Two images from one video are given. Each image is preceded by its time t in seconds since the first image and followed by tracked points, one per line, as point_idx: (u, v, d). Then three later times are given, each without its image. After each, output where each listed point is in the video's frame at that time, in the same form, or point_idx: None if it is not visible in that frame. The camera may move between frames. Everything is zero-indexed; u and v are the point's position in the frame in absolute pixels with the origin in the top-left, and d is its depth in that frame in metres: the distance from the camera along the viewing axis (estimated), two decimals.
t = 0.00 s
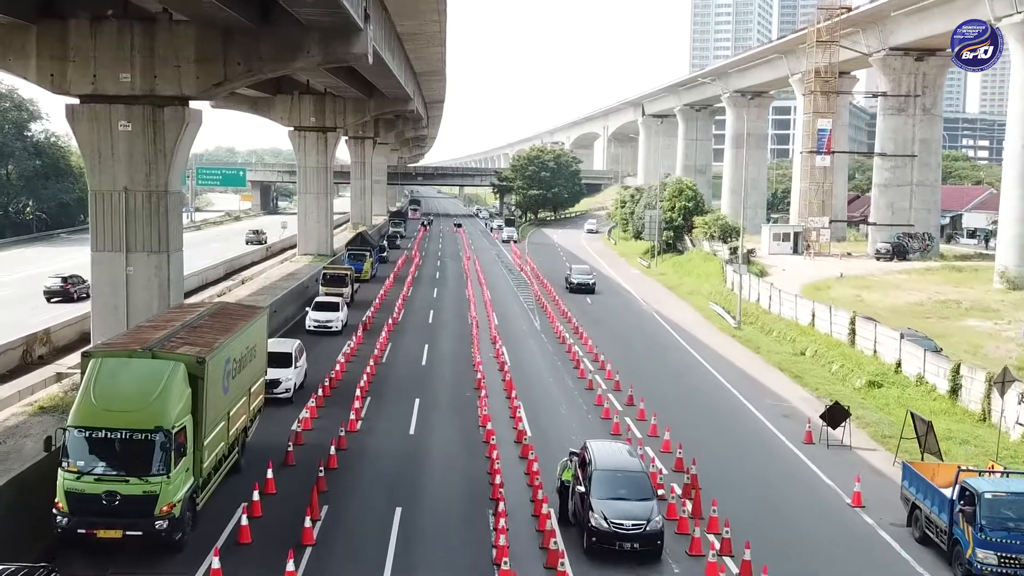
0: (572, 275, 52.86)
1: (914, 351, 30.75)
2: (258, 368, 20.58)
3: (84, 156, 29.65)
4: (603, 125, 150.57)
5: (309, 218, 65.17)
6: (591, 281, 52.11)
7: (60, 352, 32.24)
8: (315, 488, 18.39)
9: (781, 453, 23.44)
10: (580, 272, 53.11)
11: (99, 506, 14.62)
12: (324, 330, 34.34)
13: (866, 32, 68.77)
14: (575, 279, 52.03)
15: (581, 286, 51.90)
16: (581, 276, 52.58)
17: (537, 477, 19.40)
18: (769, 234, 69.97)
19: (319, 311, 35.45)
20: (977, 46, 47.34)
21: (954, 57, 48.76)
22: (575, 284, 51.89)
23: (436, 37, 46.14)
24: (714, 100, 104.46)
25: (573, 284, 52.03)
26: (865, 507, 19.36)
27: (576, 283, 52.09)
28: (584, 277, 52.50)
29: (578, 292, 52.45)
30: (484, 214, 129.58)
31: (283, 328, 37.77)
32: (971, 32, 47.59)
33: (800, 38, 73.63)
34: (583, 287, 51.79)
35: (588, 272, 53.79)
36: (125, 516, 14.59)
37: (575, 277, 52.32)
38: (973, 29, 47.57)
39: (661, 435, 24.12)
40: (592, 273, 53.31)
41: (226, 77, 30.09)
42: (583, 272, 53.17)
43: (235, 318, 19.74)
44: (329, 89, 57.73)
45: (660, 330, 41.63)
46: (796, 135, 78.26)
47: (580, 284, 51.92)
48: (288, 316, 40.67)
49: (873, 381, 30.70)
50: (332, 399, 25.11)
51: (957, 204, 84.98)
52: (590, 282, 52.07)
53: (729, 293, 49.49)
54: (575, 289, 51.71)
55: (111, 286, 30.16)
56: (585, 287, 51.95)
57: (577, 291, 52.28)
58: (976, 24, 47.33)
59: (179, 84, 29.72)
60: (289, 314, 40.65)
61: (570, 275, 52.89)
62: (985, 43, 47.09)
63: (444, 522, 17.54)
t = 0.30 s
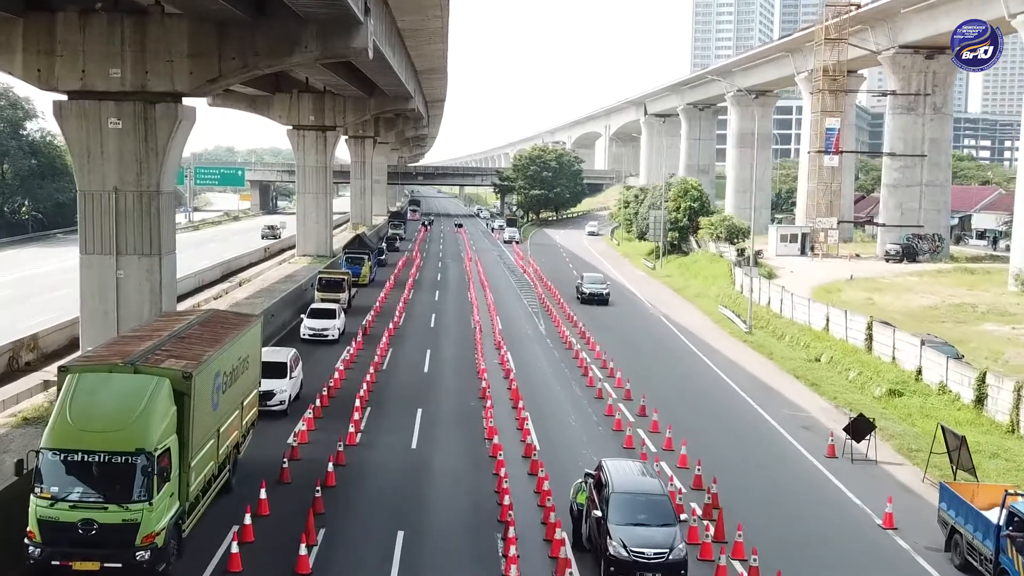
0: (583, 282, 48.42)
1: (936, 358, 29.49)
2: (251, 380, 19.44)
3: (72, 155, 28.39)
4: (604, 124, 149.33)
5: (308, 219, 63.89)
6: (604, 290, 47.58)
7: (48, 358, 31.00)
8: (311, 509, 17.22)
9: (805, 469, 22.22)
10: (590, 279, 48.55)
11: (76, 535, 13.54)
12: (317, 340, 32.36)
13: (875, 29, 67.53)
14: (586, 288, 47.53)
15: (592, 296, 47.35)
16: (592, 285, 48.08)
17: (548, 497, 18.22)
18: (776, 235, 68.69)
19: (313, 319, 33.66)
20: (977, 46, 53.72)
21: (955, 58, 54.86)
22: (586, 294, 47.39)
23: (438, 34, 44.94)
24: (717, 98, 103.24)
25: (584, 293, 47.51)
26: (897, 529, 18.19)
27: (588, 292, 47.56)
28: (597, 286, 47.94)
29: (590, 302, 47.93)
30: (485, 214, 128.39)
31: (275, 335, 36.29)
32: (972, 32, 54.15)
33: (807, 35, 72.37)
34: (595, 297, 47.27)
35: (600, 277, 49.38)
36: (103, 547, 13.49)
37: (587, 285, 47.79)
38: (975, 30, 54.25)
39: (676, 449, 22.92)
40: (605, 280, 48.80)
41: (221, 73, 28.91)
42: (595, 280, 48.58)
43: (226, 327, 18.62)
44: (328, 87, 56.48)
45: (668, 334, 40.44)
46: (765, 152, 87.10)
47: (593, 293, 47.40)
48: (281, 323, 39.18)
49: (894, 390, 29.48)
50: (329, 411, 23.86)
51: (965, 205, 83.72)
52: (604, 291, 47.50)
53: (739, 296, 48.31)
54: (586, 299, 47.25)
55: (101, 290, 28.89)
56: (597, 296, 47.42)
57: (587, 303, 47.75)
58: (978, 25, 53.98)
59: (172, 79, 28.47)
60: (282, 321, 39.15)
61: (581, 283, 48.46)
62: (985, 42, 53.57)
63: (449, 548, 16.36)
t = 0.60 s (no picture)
0: (599, 295, 43.85)
1: (961, 365, 28.18)
2: (246, 393, 18.23)
3: (60, 154, 27.14)
4: (606, 124, 148.00)
5: (308, 219, 62.64)
6: (623, 303, 43.02)
7: (37, 364, 29.77)
8: (311, 533, 16.03)
9: (834, 485, 20.94)
10: (607, 292, 43.99)
11: (50, 569, 12.28)
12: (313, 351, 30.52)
13: (885, 26, 66.30)
14: (602, 302, 42.94)
15: (610, 310, 42.82)
16: (608, 298, 43.51)
17: (564, 518, 17.00)
18: (785, 236, 67.56)
19: (309, 328, 31.80)
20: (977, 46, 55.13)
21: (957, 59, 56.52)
22: (603, 308, 42.84)
23: (441, 29, 43.69)
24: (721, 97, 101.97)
25: (600, 308, 42.94)
26: (937, 554, 17.00)
27: (604, 306, 43.01)
28: (613, 299, 43.41)
29: (607, 317, 43.37)
30: (486, 214, 127.12)
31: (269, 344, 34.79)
32: (972, 32, 55.50)
33: (816, 33, 71.08)
34: (613, 311, 42.69)
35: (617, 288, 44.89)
36: None
37: (603, 299, 43.19)
38: (975, 29, 55.60)
39: (696, 463, 21.66)
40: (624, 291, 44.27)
41: (216, 67, 27.70)
42: (612, 291, 43.99)
43: (218, 337, 17.43)
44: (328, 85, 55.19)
45: (679, 339, 39.27)
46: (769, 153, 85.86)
47: (610, 307, 42.85)
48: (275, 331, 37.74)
49: (919, 398, 28.19)
50: (328, 426, 22.55)
51: (976, 205, 82.46)
52: (622, 305, 42.97)
53: (749, 298, 47.14)
54: (602, 314, 42.74)
55: (92, 294, 27.67)
56: (614, 310, 42.86)
57: (604, 318, 43.24)
58: (977, 24, 55.23)
59: (164, 74, 27.19)
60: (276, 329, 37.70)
61: (597, 295, 43.91)
62: (986, 43, 54.98)
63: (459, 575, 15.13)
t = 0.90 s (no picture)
0: (616, 308, 39.54)
1: (985, 371, 27.16)
2: (241, 405, 17.21)
3: (50, 152, 26.08)
4: (608, 123, 146.75)
5: (308, 219, 61.65)
6: (643, 318, 38.71)
7: (26, 370, 28.74)
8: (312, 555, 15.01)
9: (862, 501, 19.86)
10: (626, 304, 39.63)
11: None
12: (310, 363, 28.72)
13: (894, 23, 65.27)
14: (620, 317, 38.58)
15: (628, 326, 38.46)
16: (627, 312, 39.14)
17: (580, 539, 15.98)
18: (792, 236, 66.66)
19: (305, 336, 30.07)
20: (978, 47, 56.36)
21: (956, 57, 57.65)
22: (621, 323, 38.46)
23: (443, 25, 42.59)
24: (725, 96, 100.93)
25: (619, 323, 38.56)
26: None
27: (623, 320, 38.66)
28: (633, 313, 39.05)
29: (626, 334, 38.98)
30: (488, 214, 126.11)
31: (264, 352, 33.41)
32: (972, 32, 56.62)
33: (823, 30, 69.99)
34: (632, 327, 38.38)
35: (637, 301, 40.72)
36: None
37: (622, 313, 38.86)
38: (975, 29, 56.71)
39: (715, 476, 20.60)
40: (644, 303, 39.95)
41: (212, 62, 26.67)
42: (631, 304, 39.66)
43: (212, 346, 16.42)
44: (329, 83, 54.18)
45: (689, 343, 38.27)
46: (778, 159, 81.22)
47: (629, 322, 38.47)
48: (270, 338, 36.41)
49: (942, 405, 27.18)
50: (327, 438, 21.45)
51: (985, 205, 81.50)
52: (642, 320, 38.64)
53: (759, 300, 46.14)
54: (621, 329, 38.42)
55: (83, 297, 26.57)
56: (634, 325, 38.52)
57: (623, 334, 38.85)
58: (977, 24, 56.30)
59: (158, 70, 26.16)
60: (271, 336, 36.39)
61: (614, 309, 39.56)
62: (986, 43, 56.27)
63: None
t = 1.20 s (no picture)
0: (640, 324, 35.18)
1: (1010, 377, 26.06)
2: (235, 417, 16.22)
3: (40, 149, 25.11)
4: (610, 122, 145.54)
5: (308, 219, 60.68)
6: (670, 335, 34.33)
7: (17, 375, 27.77)
8: None
9: (891, 515, 18.85)
10: (649, 320, 35.28)
11: None
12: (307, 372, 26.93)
13: (903, 20, 64.21)
14: (645, 334, 34.26)
15: (654, 344, 34.13)
16: (652, 328, 34.82)
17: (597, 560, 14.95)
18: (799, 237, 65.77)
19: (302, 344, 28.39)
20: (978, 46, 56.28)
21: (956, 58, 57.30)
22: (645, 341, 34.14)
23: (446, 21, 41.50)
24: (729, 95, 99.82)
25: (643, 342, 34.21)
26: None
27: (647, 339, 34.25)
28: (658, 330, 34.70)
29: (650, 354, 34.63)
30: (489, 214, 125.07)
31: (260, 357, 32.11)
32: (971, 32, 56.60)
33: (831, 28, 68.88)
34: (657, 346, 34.01)
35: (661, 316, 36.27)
36: None
37: (646, 330, 34.49)
38: (974, 29, 56.64)
39: (735, 489, 19.58)
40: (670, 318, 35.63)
41: (208, 56, 25.59)
42: (655, 320, 35.27)
43: (204, 355, 15.43)
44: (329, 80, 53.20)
45: (700, 347, 37.28)
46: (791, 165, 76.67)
47: (655, 340, 34.12)
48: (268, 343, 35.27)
49: (966, 412, 26.14)
50: (327, 451, 20.41)
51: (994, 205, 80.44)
52: (668, 338, 34.25)
53: (769, 302, 45.18)
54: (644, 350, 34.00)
55: (74, 301, 25.60)
56: (660, 344, 34.13)
57: (647, 353, 34.52)
58: (977, 24, 56.23)
59: (152, 63, 25.13)
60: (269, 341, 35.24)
61: (638, 325, 35.23)
62: (986, 43, 56.18)
63: None
